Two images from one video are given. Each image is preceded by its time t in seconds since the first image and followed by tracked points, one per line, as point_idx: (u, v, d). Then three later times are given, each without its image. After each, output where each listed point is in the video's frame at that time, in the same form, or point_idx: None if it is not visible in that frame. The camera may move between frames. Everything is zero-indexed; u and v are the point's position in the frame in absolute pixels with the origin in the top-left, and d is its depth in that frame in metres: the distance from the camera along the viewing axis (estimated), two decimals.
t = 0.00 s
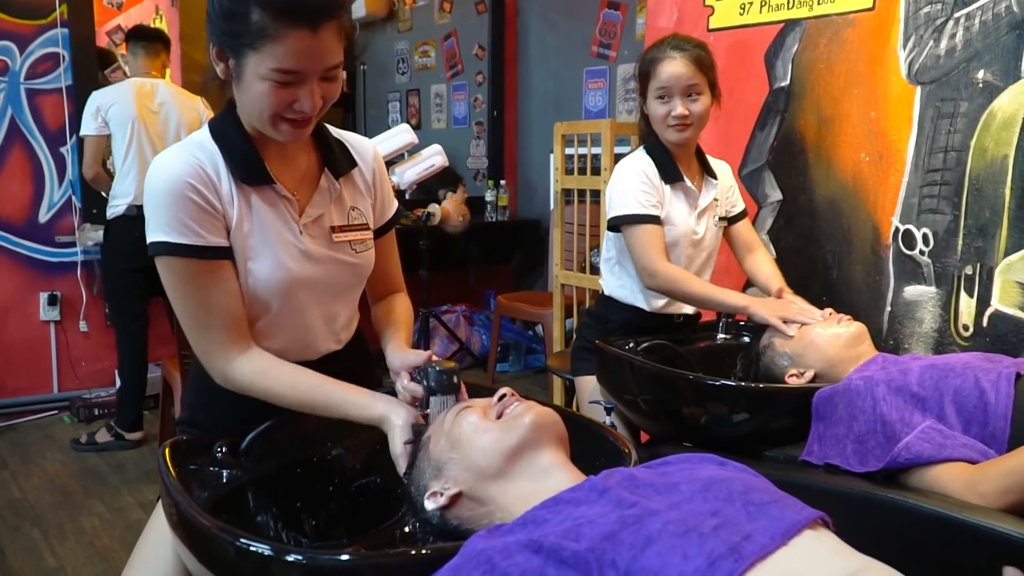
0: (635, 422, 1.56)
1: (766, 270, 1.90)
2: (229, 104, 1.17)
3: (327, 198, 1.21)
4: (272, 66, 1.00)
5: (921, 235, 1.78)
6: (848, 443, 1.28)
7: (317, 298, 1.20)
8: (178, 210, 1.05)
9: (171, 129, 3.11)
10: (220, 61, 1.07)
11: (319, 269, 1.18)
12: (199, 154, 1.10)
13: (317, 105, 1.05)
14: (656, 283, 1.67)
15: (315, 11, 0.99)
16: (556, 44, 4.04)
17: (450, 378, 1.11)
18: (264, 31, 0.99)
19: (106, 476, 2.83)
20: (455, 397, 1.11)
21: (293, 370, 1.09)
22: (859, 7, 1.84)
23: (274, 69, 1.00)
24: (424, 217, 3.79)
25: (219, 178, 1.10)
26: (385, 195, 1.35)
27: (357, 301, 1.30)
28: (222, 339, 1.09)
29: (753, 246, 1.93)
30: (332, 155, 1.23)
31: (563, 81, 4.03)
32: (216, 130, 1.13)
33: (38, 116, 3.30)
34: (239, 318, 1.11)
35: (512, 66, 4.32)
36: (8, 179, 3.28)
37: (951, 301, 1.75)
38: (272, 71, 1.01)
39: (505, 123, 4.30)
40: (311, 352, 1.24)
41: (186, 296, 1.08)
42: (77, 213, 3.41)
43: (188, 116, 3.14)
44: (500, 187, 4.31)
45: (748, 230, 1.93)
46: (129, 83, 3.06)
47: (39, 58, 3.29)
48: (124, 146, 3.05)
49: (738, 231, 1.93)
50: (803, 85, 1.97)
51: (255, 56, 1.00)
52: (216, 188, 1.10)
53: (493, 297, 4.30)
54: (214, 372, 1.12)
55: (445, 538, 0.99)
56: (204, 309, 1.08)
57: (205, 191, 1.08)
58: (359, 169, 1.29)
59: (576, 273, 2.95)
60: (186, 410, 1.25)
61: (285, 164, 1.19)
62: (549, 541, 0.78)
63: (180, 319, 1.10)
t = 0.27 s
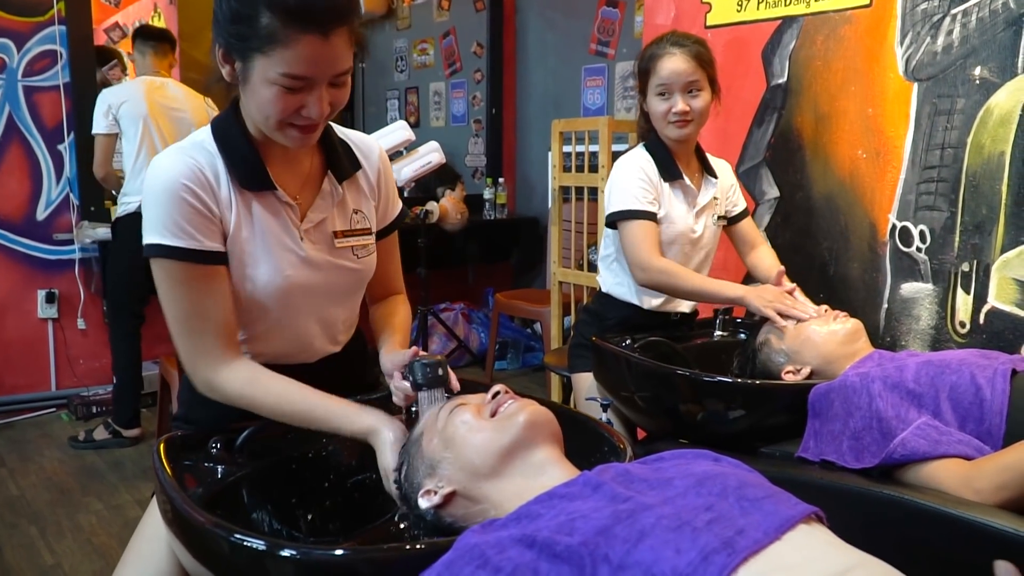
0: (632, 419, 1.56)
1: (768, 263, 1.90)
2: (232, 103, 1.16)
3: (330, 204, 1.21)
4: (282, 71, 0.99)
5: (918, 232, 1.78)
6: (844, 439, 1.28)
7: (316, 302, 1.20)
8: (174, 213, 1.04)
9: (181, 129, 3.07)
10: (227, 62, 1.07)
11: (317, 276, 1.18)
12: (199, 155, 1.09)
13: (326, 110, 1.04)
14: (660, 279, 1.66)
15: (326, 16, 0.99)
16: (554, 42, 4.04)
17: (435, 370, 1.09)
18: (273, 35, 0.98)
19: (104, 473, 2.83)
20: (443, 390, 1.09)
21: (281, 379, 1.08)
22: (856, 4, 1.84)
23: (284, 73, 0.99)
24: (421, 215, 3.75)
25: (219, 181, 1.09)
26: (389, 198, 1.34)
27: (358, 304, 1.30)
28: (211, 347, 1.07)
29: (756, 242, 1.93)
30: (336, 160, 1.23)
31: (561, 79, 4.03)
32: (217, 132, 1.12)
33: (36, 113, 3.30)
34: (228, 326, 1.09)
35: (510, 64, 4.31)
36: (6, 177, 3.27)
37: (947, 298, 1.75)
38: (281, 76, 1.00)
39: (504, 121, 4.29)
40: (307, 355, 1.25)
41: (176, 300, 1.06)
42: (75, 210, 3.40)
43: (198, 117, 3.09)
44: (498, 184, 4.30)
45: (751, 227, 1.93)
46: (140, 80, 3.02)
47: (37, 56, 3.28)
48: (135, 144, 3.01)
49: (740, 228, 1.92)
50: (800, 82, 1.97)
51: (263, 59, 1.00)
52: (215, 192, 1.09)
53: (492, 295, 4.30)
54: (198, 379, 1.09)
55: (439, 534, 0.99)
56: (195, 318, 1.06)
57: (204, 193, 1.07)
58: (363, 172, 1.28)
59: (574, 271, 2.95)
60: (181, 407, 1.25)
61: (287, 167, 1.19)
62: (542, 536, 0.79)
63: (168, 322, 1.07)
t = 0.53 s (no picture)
0: (629, 417, 1.56)
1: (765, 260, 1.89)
2: (236, 104, 1.17)
3: (333, 206, 1.21)
4: (285, 73, 0.99)
5: (915, 231, 1.78)
6: (840, 438, 1.28)
7: (316, 304, 1.20)
8: (174, 216, 1.04)
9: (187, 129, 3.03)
10: (230, 64, 1.07)
11: (319, 278, 1.18)
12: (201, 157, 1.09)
13: (329, 113, 1.04)
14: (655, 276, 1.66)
15: (329, 20, 0.99)
16: (553, 41, 4.04)
17: (422, 376, 1.09)
18: (277, 37, 0.98)
19: (103, 472, 2.83)
20: (431, 397, 1.09)
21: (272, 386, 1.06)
22: (854, 3, 1.84)
23: (286, 76, 0.99)
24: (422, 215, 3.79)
25: (220, 184, 1.09)
26: (391, 198, 1.34)
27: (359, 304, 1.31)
28: (201, 352, 1.07)
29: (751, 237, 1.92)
30: (339, 162, 1.23)
31: (560, 78, 4.04)
32: (220, 133, 1.12)
33: (35, 112, 3.30)
34: (221, 330, 1.08)
35: (509, 63, 4.31)
36: (5, 176, 3.27)
37: (945, 297, 1.75)
38: (284, 78, 1.00)
39: (503, 120, 4.30)
40: (307, 355, 1.26)
41: (173, 302, 1.05)
42: (74, 209, 3.41)
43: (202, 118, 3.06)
44: (497, 183, 4.31)
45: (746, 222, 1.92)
46: (146, 82, 3.00)
47: (36, 54, 3.28)
48: (139, 145, 2.98)
49: (736, 225, 1.92)
50: (798, 81, 1.97)
51: (266, 61, 1.00)
52: (216, 194, 1.09)
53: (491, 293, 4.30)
54: (187, 380, 1.08)
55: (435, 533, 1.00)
56: (188, 321, 1.06)
57: (204, 195, 1.07)
58: (366, 172, 1.28)
59: (572, 269, 2.96)
60: (179, 405, 1.25)
61: (289, 169, 1.19)
62: (536, 534, 0.79)
63: (163, 322, 1.07)
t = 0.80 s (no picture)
0: (628, 415, 1.56)
1: (762, 259, 1.89)
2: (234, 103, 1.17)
3: (331, 207, 1.21)
4: (284, 76, 0.99)
5: (914, 228, 1.78)
6: (838, 436, 1.28)
7: (313, 305, 1.21)
8: (169, 222, 1.04)
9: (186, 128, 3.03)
10: (230, 63, 1.07)
11: (315, 279, 1.19)
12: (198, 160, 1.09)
13: (327, 116, 1.04)
14: (654, 275, 1.67)
15: (330, 22, 0.98)
16: (553, 39, 4.04)
17: (416, 377, 1.07)
18: (276, 39, 0.98)
19: (102, 470, 2.84)
20: (426, 398, 1.08)
21: (282, 394, 1.05)
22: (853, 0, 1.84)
23: (285, 78, 0.99)
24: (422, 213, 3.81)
25: (217, 186, 1.10)
26: (392, 197, 1.34)
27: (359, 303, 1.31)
28: (205, 355, 1.07)
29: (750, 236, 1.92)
30: (338, 162, 1.23)
31: (560, 76, 4.03)
32: (218, 133, 1.12)
33: (35, 110, 3.30)
34: (223, 334, 1.08)
35: (509, 61, 4.31)
36: (5, 173, 3.27)
37: (943, 294, 1.75)
38: (283, 81, 1.00)
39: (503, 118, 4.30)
40: (305, 355, 1.26)
41: (170, 303, 1.06)
42: (74, 207, 3.40)
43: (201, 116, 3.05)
44: (497, 181, 4.30)
45: (743, 219, 1.92)
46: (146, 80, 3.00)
47: (35, 52, 3.28)
48: (137, 143, 2.99)
49: (732, 222, 1.92)
50: (797, 78, 1.97)
51: (265, 63, 1.00)
52: (213, 196, 1.09)
53: (490, 291, 4.31)
54: (191, 384, 1.09)
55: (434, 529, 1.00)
56: (187, 322, 1.06)
57: (200, 199, 1.07)
58: (366, 172, 1.28)
59: (572, 267, 2.96)
60: (177, 402, 1.25)
61: (288, 169, 1.19)
62: (534, 529, 0.79)
63: (163, 323, 1.08)
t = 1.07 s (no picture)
0: (628, 414, 1.57)
1: (765, 258, 1.89)
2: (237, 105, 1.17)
3: (331, 209, 1.21)
4: (283, 78, 0.99)
5: (913, 228, 1.78)
6: (837, 435, 1.29)
7: (313, 306, 1.21)
8: (164, 224, 1.04)
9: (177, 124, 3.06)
10: (230, 66, 1.07)
11: (315, 281, 1.19)
12: (196, 164, 1.09)
13: (327, 118, 1.05)
14: (651, 274, 1.68)
15: (330, 26, 0.99)
16: (553, 38, 4.05)
17: (417, 375, 1.06)
18: (275, 43, 0.98)
19: (103, 468, 2.84)
20: (427, 397, 1.06)
21: (250, 386, 1.07)
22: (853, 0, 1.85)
23: (284, 81, 1.00)
24: (421, 211, 3.81)
25: (214, 191, 1.10)
26: (394, 198, 1.35)
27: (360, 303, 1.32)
28: (174, 356, 1.06)
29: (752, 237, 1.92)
30: (340, 164, 1.23)
31: (560, 75, 4.04)
32: (218, 138, 1.12)
33: (35, 109, 3.30)
34: (195, 335, 1.08)
35: (509, 60, 4.31)
36: (5, 172, 3.28)
37: (943, 294, 1.76)
38: (282, 83, 1.00)
39: (503, 117, 4.30)
40: (304, 356, 1.26)
41: (149, 308, 1.05)
42: (74, 206, 3.41)
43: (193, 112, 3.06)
44: (497, 180, 4.31)
45: (748, 218, 1.93)
46: (135, 78, 3.02)
47: (36, 52, 3.28)
48: (127, 141, 3.02)
49: (736, 221, 1.92)
50: (797, 78, 1.98)
51: (264, 66, 1.00)
52: (209, 200, 1.09)
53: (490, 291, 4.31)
54: (154, 386, 1.08)
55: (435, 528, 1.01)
56: (163, 326, 1.05)
57: (195, 203, 1.07)
58: (368, 173, 1.29)
59: (572, 266, 2.96)
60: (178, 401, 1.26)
61: (289, 170, 1.19)
62: (534, 529, 0.79)
63: (136, 329, 1.06)
